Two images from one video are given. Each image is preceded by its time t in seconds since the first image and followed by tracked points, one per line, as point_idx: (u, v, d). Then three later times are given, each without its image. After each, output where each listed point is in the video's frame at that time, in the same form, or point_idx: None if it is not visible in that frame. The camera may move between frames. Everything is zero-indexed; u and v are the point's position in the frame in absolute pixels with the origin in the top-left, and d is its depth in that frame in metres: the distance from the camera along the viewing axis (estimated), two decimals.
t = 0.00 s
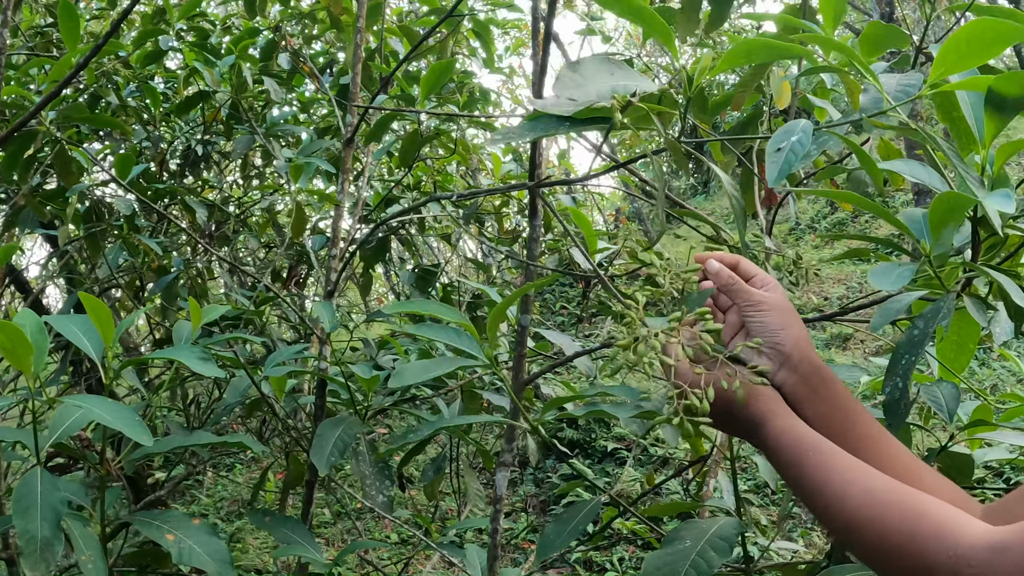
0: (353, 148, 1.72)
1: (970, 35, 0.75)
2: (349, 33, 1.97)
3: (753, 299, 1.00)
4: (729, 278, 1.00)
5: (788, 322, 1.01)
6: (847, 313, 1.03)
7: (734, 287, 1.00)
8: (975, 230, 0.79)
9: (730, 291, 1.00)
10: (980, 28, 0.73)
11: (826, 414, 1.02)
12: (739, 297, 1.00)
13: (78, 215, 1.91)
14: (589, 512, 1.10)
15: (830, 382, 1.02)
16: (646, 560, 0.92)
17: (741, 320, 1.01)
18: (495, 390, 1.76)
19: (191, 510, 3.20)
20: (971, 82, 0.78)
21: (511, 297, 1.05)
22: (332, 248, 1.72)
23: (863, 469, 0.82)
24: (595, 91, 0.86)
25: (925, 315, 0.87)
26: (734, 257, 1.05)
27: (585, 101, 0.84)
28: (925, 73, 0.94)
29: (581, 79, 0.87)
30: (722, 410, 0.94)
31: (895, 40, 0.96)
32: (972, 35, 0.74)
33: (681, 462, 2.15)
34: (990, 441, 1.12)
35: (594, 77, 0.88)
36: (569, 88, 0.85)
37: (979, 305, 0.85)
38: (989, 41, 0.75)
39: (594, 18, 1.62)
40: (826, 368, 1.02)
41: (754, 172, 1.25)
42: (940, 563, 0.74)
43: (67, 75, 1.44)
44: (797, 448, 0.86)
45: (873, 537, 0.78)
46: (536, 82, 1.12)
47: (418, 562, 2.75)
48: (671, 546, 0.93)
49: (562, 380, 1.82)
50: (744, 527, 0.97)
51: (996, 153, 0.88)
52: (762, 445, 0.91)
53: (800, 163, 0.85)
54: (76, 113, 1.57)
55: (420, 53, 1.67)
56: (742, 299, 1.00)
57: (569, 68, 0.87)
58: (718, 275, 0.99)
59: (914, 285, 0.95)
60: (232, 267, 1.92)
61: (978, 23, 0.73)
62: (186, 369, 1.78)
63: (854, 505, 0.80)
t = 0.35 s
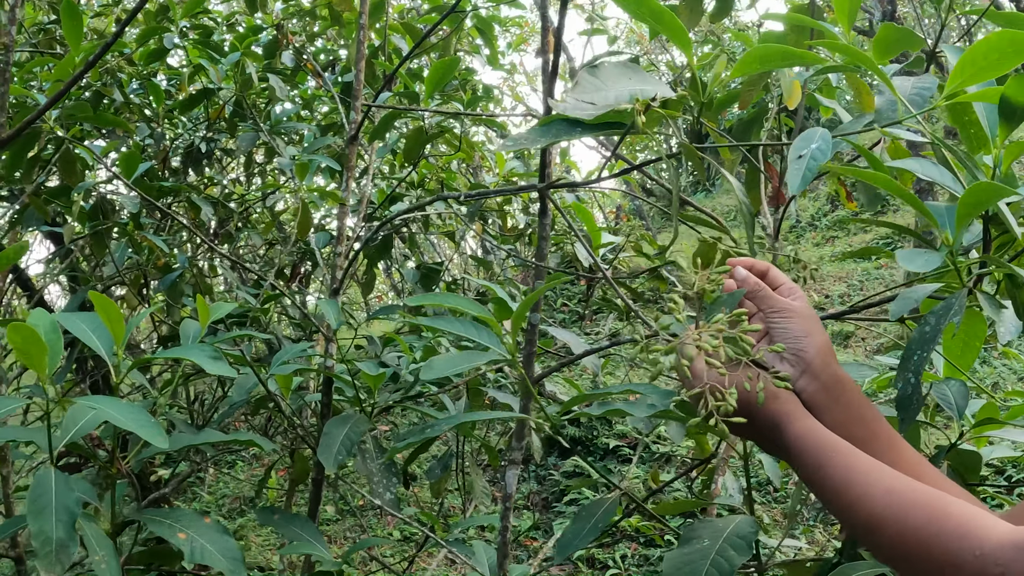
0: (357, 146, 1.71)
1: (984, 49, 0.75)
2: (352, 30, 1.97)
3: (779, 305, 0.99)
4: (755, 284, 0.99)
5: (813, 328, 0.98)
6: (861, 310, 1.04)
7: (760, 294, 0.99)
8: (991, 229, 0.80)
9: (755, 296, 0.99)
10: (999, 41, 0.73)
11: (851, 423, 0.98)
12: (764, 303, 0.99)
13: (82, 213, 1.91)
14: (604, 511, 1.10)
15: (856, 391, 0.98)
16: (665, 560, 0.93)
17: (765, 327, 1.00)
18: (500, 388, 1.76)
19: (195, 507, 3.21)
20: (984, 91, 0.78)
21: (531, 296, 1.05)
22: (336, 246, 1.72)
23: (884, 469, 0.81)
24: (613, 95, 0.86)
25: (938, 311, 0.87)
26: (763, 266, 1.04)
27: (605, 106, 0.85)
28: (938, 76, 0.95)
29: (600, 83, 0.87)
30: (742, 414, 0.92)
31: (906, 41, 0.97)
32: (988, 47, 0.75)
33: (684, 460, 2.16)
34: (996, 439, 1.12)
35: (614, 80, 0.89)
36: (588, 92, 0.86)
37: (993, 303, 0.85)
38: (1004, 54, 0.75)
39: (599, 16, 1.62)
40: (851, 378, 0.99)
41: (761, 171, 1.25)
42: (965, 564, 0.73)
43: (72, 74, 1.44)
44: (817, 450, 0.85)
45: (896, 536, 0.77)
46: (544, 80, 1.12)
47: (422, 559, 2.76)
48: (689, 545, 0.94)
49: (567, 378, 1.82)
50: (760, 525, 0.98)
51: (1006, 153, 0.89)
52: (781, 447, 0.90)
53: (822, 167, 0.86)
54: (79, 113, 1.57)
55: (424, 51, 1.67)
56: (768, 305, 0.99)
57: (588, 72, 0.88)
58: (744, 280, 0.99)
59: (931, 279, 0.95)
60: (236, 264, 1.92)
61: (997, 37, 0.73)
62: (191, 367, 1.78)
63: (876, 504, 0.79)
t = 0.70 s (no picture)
0: (361, 143, 1.71)
1: (992, 62, 0.77)
2: (355, 26, 1.97)
3: (798, 309, 0.99)
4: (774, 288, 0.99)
5: (828, 331, 0.99)
6: (869, 307, 1.04)
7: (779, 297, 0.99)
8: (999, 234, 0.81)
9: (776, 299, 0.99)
10: (1005, 54, 0.74)
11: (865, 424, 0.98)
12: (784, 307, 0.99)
13: (87, 209, 1.91)
14: (613, 506, 1.10)
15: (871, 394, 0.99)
16: (673, 553, 0.93)
17: (783, 331, 1.00)
18: (505, 384, 1.76)
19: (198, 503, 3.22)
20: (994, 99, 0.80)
21: (540, 292, 1.05)
22: (341, 242, 1.72)
23: (904, 466, 0.82)
24: (631, 100, 0.87)
25: (947, 313, 0.88)
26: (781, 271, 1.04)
27: (623, 111, 0.85)
28: (949, 78, 0.95)
29: (618, 88, 0.88)
30: (760, 418, 0.92)
31: (917, 42, 0.97)
32: (996, 60, 0.76)
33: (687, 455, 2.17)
34: (1003, 436, 1.13)
35: (631, 84, 0.89)
36: (606, 97, 0.86)
37: (1002, 305, 0.86)
38: (1012, 65, 0.76)
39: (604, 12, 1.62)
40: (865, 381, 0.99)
41: (766, 167, 1.26)
42: (992, 557, 0.74)
43: (79, 69, 1.44)
44: (838, 449, 0.85)
45: (921, 532, 0.78)
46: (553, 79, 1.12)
47: (425, 555, 2.77)
48: (697, 539, 0.95)
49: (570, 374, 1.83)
50: (768, 519, 0.99)
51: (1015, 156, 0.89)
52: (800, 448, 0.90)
53: (831, 173, 0.83)
54: (84, 109, 1.57)
55: (428, 48, 1.67)
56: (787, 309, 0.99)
57: (606, 76, 0.88)
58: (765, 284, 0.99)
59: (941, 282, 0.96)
60: (239, 260, 1.93)
61: (1006, 49, 0.74)
62: (195, 363, 1.79)
63: (900, 500, 0.80)
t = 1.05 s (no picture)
0: (363, 137, 1.71)
1: (998, 52, 0.77)
2: (356, 20, 1.96)
3: (803, 302, 0.99)
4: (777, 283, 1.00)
5: (834, 323, 0.99)
6: (872, 302, 1.02)
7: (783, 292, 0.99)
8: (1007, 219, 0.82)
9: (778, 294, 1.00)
10: (1010, 43, 0.75)
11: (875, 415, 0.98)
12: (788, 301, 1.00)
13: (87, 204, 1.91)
14: (620, 498, 1.10)
15: (881, 385, 0.98)
16: (680, 545, 0.94)
17: (788, 324, 1.00)
18: (507, 378, 1.76)
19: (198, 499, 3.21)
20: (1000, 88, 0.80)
21: (546, 285, 1.04)
22: (343, 236, 1.71)
23: (916, 464, 0.81)
24: (633, 87, 0.86)
25: (955, 302, 0.89)
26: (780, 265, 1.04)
27: (625, 97, 0.85)
28: (951, 69, 0.96)
29: (621, 75, 0.88)
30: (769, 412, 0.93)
31: (918, 31, 0.97)
32: (1001, 49, 0.76)
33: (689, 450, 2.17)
34: (1009, 429, 1.13)
35: (634, 72, 0.89)
36: (609, 84, 0.86)
37: (1011, 293, 0.87)
38: (1019, 53, 0.76)
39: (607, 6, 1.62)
40: (876, 371, 0.99)
41: (768, 159, 1.25)
42: (1008, 557, 0.72)
43: (80, 62, 1.43)
44: (849, 445, 0.85)
45: (933, 531, 0.77)
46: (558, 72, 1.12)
47: (426, 550, 2.77)
48: (703, 531, 0.96)
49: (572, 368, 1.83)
50: (775, 510, 0.98)
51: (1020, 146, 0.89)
52: (812, 443, 0.90)
53: (839, 162, 0.83)
54: (85, 102, 1.56)
55: (430, 41, 1.66)
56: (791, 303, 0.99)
57: (609, 64, 0.88)
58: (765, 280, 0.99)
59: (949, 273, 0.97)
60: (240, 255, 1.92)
61: (1011, 37, 0.74)
62: (197, 358, 1.78)
63: (912, 498, 0.79)
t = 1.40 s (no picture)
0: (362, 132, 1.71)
1: (999, 46, 0.77)
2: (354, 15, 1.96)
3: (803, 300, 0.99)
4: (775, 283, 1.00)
5: (834, 319, 0.98)
6: (871, 297, 1.02)
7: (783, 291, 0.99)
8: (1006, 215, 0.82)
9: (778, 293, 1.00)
10: (1010, 36, 0.74)
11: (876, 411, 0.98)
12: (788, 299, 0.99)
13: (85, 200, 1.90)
14: (620, 494, 1.11)
15: (882, 381, 0.98)
16: (679, 541, 0.94)
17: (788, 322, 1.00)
18: (505, 375, 1.76)
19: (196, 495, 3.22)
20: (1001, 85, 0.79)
21: (544, 282, 1.05)
22: (342, 232, 1.71)
23: (917, 463, 0.81)
24: (635, 82, 0.85)
25: (954, 300, 0.89)
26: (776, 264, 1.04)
27: (627, 94, 0.84)
28: (946, 63, 0.96)
29: (623, 70, 0.86)
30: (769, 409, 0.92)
31: (913, 27, 0.97)
32: (1002, 43, 0.76)
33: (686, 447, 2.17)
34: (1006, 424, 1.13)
35: (636, 67, 0.88)
36: (611, 78, 0.85)
37: (1009, 290, 0.88)
38: (1018, 48, 0.75)
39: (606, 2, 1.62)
40: (878, 368, 0.99)
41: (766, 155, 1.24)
42: (1005, 557, 0.72)
43: (79, 57, 1.43)
44: (849, 443, 0.85)
45: (931, 529, 0.77)
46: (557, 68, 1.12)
47: (423, 547, 2.78)
48: (703, 528, 0.96)
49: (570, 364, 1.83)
50: (774, 507, 0.98)
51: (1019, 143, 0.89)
52: (812, 440, 0.90)
53: (839, 158, 0.84)
54: (83, 97, 1.55)
55: (429, 37, 1.66)
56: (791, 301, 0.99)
57: (611, 58, 0.86)
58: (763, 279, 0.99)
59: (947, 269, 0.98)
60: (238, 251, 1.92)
61: (1010, 32, 0.74)
62: (194, 354, 1.78)
63: (911, 497, 0.79)
